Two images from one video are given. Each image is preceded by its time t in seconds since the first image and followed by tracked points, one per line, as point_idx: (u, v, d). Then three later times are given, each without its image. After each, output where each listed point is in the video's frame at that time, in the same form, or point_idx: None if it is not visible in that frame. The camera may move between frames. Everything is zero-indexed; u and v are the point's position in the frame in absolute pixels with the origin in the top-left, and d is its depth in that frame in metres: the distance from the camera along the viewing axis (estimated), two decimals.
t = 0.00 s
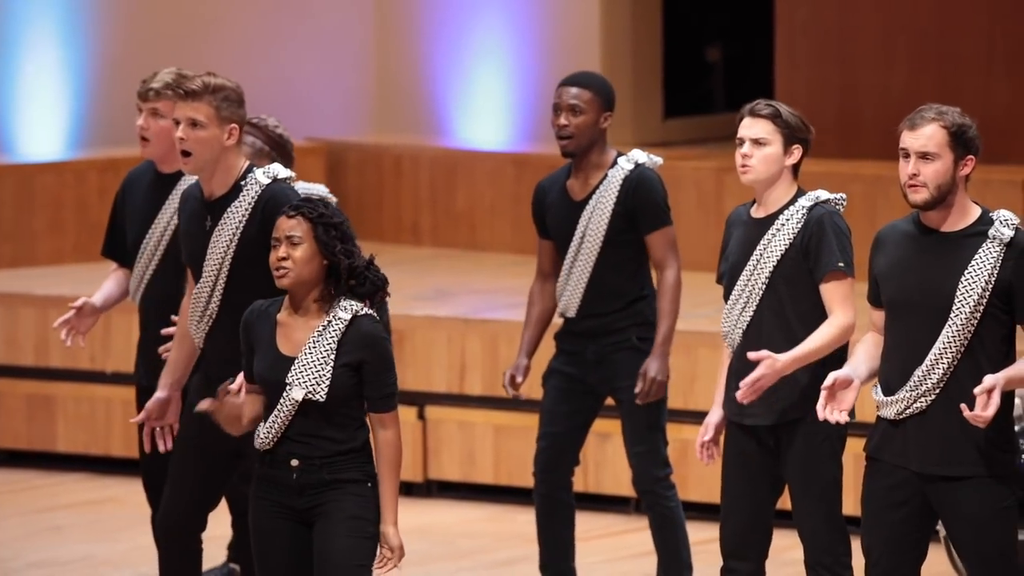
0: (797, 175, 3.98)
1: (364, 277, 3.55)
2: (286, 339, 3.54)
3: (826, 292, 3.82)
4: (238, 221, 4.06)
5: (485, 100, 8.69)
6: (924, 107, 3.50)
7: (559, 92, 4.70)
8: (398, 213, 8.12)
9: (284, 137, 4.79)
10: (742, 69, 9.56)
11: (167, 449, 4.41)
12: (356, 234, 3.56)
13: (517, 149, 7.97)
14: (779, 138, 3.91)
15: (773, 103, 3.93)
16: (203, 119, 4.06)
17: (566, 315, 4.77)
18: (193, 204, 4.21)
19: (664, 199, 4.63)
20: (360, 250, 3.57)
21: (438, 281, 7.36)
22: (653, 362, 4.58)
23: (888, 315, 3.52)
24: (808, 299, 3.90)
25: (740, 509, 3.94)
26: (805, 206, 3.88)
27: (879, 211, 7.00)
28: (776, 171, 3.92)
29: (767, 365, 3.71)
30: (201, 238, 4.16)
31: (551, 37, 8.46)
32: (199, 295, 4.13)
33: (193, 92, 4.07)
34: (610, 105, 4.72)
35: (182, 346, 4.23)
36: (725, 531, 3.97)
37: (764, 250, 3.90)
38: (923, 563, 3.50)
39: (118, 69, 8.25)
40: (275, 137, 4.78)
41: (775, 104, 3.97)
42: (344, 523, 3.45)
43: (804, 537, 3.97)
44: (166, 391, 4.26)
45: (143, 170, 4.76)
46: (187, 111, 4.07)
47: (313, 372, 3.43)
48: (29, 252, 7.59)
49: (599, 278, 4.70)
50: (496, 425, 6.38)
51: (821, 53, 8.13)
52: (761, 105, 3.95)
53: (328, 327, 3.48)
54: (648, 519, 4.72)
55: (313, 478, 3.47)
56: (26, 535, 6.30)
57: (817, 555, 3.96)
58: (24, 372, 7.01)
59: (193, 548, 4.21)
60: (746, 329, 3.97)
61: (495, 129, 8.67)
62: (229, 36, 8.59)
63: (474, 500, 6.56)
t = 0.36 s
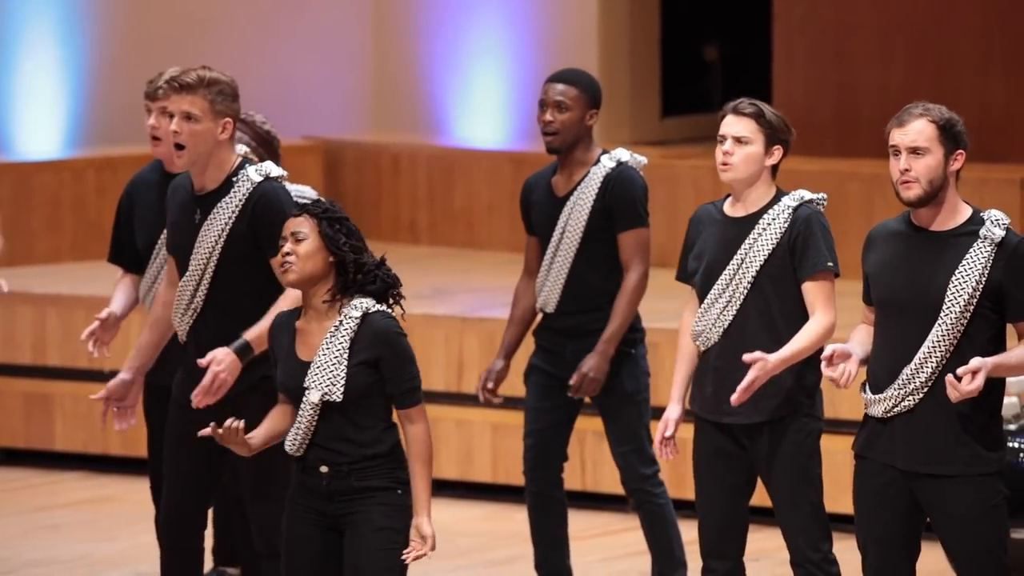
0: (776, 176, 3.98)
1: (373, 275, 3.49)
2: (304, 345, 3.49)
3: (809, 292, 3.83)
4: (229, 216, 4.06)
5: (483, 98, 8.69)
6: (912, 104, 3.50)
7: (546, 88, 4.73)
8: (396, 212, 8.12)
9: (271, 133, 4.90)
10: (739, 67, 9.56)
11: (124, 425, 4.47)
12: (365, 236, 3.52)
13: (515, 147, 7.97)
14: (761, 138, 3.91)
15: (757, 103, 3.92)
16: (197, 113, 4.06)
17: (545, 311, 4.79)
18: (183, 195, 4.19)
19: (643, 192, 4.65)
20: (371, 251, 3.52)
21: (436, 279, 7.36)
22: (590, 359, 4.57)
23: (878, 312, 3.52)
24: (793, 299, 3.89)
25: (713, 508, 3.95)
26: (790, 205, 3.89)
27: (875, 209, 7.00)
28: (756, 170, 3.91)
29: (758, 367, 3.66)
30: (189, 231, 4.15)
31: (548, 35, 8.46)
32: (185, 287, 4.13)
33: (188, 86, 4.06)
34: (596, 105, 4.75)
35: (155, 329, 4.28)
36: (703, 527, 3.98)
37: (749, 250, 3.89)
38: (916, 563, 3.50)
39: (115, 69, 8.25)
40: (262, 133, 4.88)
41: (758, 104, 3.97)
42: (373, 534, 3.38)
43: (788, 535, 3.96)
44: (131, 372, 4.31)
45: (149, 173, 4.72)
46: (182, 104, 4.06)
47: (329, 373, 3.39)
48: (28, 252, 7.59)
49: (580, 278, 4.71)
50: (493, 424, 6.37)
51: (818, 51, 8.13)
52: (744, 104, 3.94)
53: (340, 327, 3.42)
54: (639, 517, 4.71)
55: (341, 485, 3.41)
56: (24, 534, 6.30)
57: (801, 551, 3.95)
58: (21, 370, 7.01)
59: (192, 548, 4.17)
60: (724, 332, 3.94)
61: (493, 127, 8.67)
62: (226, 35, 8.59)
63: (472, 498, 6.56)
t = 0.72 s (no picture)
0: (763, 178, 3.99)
1: (399, 278, 3.44)
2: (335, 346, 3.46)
3: (805, 286, 3.85)
4: (233, 221, 4.07)
5: (482, 97, 8.70)
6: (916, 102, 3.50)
7: (549, 84, 4.75)
8: (395, 210, 8.12)
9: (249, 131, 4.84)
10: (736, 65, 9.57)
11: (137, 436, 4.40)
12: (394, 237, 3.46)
13: (514, 146, 7.97)
14: (753, 137, 3.91)
15: (746, 101, 3.93)
16: (201, 115, 4.04)
17: (542, 308, 4.78)
18: (190, 199, 4.21)
19: (644, 189, 4.66)
20: (398, 252, 3.47)
21: (434, 278, 7.36)
22: (599, 356, 4.54)
23: (880, 312, 3.52)
24: (793, 293, 3.92)
25: (708, 506, 3.94)
26: (784, 202, 3.91)
27: (875, 209, 7.01)
28: (747, 170, 3.92)
29: (763, 339, 3.63)
30: (198, 236, 4.17)
31: (547, 33, 8.46)
32: (195, 293, 4.15)
33: (192, 88, 4.04)
34: (598, 101, 4.77)
35: (170, 333, 4.26)
36: (698, 526, 3.96)
37: (745, 251, 3.90)
38: (915, 561, 3.50)
39: (114, 67, 8.25)
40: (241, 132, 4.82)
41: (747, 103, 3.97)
42: (401, 538, 3.34)
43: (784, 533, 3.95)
44: (145, 378, 4.26)
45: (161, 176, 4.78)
46: (185, 106, 4.05)
47: (352, 370, 3.36)
48: (27, 251, 7.59)
49: (580, 277, 4.72)
50: (492, 423, 6.37)
51: (818, 50, 8.14)
52: (734, 104, 3.95)
53: (363, 326, 3.39)
54: (639, 515, 4.71)
55: (374, 486, 3.38)
56: (23, 533, 6.30)
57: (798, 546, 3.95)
58: (21, 369, 7.01)
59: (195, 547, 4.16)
60: (722, 331, 3.93)
61: (491, 125, 8.67)
62: (225, 34, 8.59)
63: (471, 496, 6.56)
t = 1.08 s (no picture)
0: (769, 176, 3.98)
1: (398, 281, 3.45)
2: (328, 345, 3.46)
3: (814, 282, 3.85)
4: (223, 219, 4.06)
5: (483, 95, 8.70)
6: (916, 103, 3.49)
7: (562, 89, 4.68)
8: (396, 209, 8.12)
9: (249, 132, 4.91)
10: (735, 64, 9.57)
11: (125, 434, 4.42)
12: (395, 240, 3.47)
13: (514, 145, 7.96)
14: (758, 137, 3.91)
15: (750, 101, 3.92)
16: (193, 113, 4.05)
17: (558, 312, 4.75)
18: (181, 198, 4.20)
19: (667, 195, 4.66)
20: (397, 255, 3.48)
21: (434, 277, 7.36)
22: (651, 364, 4.52)
23: (882, 312, 3.52)
24: (803, 293, 3.91)
25: (719, 508, 3.92)
26: (793, 200, 3.92)
27: (876, 209, 7.00)
28: (755, 168, 3.91)
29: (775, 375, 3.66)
30: (187, 233, 4.15)
31: (547, 33, 8.46)
32: (183, 291, 4.13)
33: (184, 87, 4.06)
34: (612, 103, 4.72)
35: (162, 331, 4.26)
36: (709, 527, 3.94)
37: (756, 249, 3.89)
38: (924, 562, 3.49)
39: (113, 67, 8.24)
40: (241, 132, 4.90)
41: (751, 102, 3.95)
42: (391, 539, 3.33)
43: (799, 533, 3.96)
44: (138, 375, 4.28)
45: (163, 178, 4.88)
46: (177, 105, 4.06)
47: (346, 367, 3.36)
48: (27, 250, 7.58)
49: (599, 278, 4.69)
50: (493, 423, 6.36)
51: (818, 49, 8.14)
52: (736, 103, 3.94)
53: (359, 325, 3.39)
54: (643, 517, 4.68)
55: (364, 486, 3.37)
56: (24, 532, 6.30)
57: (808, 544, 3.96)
58: (22, 368, 7.01)
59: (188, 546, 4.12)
60: (736, 331, 3.92)
61: (493, 123, 8.68)
62: (224, 34, 8.59)
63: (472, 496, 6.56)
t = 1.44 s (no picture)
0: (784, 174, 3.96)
1: (368, 283, 3.44)
2: (291, 336, 3.44)
3: (824, 286, 3.79)
4: (202, 213, 4.07)
5: (484, 95, 8.71)
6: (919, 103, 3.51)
7: (576, 88, 4.65)
8: (398, 209, 8.13)
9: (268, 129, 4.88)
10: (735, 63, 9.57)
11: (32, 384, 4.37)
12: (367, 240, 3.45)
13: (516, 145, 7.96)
14: (765, 136, 3.89)
15: (758, 99, 3.91)
16: (172, 107, 4.05)
17: (572, 313, 4.74)
18: (155, 188, 4.19)
19: (685, 193, 4.67)
20: (366, 256, 3.46)
21: (436, 277, 7.36)
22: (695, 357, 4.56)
23: (886, 313, 3.51)
24: (808, 293, 3.86)
25: (730, 505, 3.91)
26: (800, 199, 3.87)
27: (878, 209, 7.00)
28: (762, 168, 3.90)
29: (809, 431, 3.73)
30: (163, 225, 4.15)
31: (548, 32, 8.46)
32: (155, 282, 4.13)
33: (163, 80, 4.05)
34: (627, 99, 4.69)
35: (107, 292, 4.34)
36: (721, 526, 3.93)
37: (761, 247, 3.86)
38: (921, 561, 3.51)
39: (114, 68, 8.24)
40: (259, 129, 4.87)
41: (760, 101, 3.95)
42: (352, 529, 3.33)
43: (806, 534, 3.89)
44: (67, 322, 4.30)
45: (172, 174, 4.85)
46: (156, 99, 4.06)
47: (313, 363, 3.33)
48: (28, 249, 7.58)
49: (616, 274, 4.67)
50: (494, 422, 6.37)
51: (819, 48, 8.15)
52: (746, 102, 3.93)
53: (330, 321, 3.37)
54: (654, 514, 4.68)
55: (319, 478, 3.35)
56: (25, 531, 6.30)
57: (818, 547, 3.89)
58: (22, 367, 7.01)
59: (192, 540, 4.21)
60: (744, 329, 3.88)
61: (494, 123, 8.68)
62: (225, 33, 8.59)
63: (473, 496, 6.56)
